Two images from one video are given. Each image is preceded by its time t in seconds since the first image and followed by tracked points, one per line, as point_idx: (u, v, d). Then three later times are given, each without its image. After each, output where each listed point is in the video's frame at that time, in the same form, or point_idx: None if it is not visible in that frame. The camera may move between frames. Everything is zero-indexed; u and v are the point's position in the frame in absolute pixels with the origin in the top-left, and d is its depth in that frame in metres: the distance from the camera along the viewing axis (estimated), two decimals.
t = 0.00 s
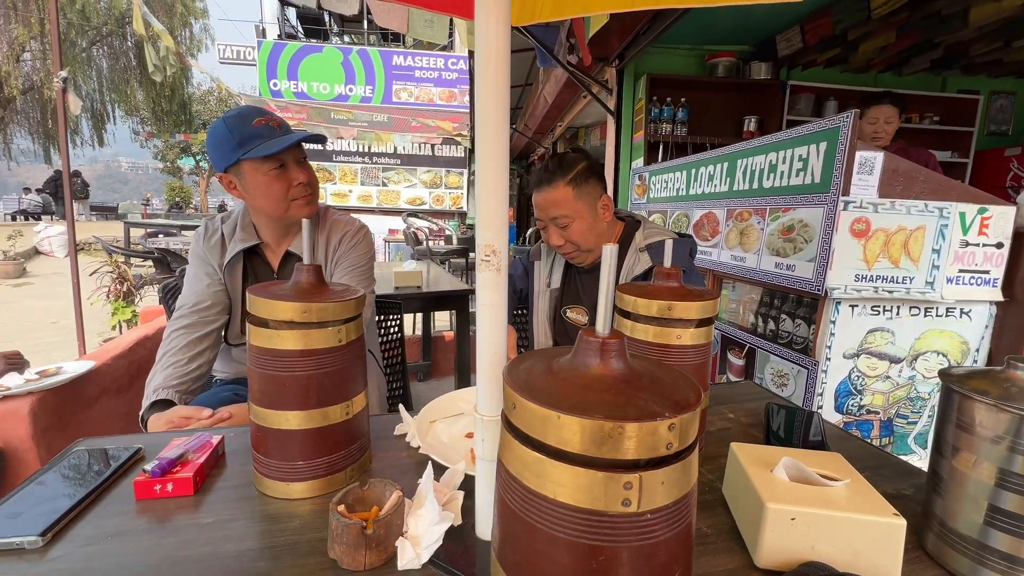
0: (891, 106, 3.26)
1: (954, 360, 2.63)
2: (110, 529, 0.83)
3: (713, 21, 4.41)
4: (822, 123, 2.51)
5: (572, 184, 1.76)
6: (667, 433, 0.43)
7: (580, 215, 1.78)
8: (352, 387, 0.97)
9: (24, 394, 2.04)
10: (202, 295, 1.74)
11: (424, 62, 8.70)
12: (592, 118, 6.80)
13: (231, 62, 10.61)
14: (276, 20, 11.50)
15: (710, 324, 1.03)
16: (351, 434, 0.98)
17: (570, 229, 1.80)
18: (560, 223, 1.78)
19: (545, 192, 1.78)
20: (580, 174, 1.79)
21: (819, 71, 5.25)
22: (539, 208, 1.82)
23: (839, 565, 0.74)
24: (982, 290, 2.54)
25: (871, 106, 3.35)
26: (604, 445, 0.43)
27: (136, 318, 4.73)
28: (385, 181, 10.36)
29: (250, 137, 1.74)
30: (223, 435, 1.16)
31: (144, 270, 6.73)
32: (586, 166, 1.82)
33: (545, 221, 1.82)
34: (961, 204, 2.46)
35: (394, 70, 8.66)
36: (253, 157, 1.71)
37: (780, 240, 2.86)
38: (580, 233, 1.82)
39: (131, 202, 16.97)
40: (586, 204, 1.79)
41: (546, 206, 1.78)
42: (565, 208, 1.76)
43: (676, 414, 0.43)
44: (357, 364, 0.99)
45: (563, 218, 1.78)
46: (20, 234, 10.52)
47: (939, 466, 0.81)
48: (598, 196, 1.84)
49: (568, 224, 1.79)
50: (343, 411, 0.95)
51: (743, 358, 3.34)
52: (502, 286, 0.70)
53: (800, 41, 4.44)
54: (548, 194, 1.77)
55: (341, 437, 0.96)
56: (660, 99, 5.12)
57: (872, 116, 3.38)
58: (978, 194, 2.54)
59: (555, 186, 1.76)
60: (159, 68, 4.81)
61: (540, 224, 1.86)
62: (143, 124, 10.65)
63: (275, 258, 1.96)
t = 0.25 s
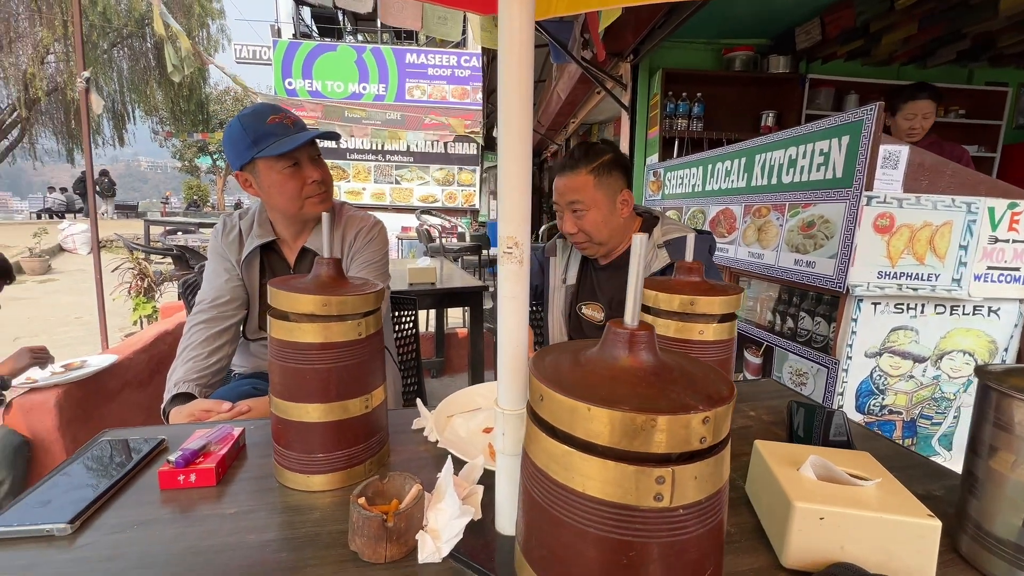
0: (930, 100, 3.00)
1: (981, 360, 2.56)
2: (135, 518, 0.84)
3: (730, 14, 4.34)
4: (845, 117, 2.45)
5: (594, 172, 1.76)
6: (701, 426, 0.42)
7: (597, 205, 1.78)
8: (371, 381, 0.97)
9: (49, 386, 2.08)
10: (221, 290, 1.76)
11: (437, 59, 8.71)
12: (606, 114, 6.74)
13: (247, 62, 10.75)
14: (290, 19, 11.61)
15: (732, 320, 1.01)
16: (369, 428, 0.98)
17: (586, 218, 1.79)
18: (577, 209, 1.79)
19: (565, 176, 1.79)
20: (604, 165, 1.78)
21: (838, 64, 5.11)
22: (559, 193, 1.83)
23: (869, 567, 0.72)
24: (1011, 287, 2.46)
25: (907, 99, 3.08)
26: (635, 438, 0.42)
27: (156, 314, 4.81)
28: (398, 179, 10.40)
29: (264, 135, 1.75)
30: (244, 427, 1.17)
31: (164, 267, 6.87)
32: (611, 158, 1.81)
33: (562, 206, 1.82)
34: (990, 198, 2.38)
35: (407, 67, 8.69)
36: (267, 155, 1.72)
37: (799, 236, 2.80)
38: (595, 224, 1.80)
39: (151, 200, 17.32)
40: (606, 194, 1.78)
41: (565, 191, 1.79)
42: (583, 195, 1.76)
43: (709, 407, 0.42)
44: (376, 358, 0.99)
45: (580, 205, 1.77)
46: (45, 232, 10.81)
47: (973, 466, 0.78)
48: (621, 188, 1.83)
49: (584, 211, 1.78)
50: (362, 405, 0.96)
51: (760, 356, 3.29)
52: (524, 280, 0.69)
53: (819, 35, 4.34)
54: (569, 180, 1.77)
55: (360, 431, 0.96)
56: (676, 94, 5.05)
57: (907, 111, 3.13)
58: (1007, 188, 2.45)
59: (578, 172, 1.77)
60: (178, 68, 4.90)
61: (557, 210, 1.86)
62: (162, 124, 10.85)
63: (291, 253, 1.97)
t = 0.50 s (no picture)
0: (968, 91, 2.75)
1: (1007, 359, 2.48)
2: (159, 506, 0.86)
3: (747, 7, 4.26)
4: (867, 109, 2.39)
5: (616, 162, 1.76)
6: (732, 416, 0.41)
7: (615, 195, 1.77)
8: (389, 373, 0.98)
9: (74, 378, 2.13)
10: (240, 284, 1.78)
11: (449, 56, 8.71)
12: (619, 110, 6.68)
13: (262, 61, 10.87)
14: (304, 18, 11.70)
15: (753, 314, 0.99)
16: (387, 420, 0.98)
17: (603, 208, 1.78)
18: (595, 197, 1.78)
19: (586, 164, 1.79)
20: (627, 156, 1.78)
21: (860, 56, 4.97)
22: (578, 181, 1.82)
23: (897, 566, 0.70)
24: None
25: (941, 90, 2.83)
26: (663, 428, 0.41)
27: (175, 309, 4.90)
28: (410, 176, 10.43)
29: (275, 134, 1.75)
30: (263, 419, 1.18)
31: (182, 264, 7.00)
32: (635, 150, 1.80)
33: (580, 193, 1.82)
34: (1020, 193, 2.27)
35: (419, 65, 8.70)
36: (276, 155, 1.73)
37: (818, 232, 2.74)
38: (611, 215, 1.78)
39: (169, 199, 17.63)
40: (625, 185, 1.77)
41: (584, 178, 1.79)
42: (603, 183, 1.76)
43: (740, 399, 0.41)
44: (393, 350, 0.99)
45: (598, 193, 1.77)
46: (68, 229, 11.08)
47: (1007, 464, 0.76)
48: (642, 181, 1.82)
49: (601, 201, 1.77)
50: (380, 397, 0.96)
51: (777, 354, 3.24)
52: (544, 272, 0.69)
53: (839, 26, 4.24)
54: (590, 167, 1.77)
55: (378, 423, 0.96)
56: (691, 89, 4.98)
57: (941, 103, 2.88)
58: None
59: (600, 161, 1.77)
60: (196, 67, 4.97)
61: (575, 198, 1.86)
62: (179, 123, 11.04)
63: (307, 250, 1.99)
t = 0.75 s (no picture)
0: (1006, 83, 2.64)
1: None
2: (179, 495, 0.88)
3: None
4: (887, 102, 2.33)
5: (637, 151, 1.77)
6: (755, 409, 0.41)
7: (634, 184, 1.77)
8: (404, 366, 0.98)
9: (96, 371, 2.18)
10: (256, 279, 1.81)
11: (460, 53, 8.71)
12: (632, 105, 6.62)
13: (276, 59, 10.97)
14: (317, 16, 11.77)
15: (771, 310, 0.98)
16: (402, 413, 0.99)
17: (620, 195, 1.77)
18: (614, 184, 1.78)
19: (605, 152, 1.80)
20: (648, 147, 1.78)
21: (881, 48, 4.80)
22: (597, 168, 1.82)
23: (919, 565, 0.69)
24: None
25: (977, 82, 2.72)
26: (683, 420, 0.41)
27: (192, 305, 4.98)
28: (421, 173, 10.45)
29: (278, 130, 1.75)
30: (281, 411, 1.20)
31: (199, 260, 7.12)
32: (655, 142, 1.81)
33: (598, 180, 1.82)
34: None
35: (431, 62, 8.71)
36: (276, 153, 1.75)
37: (836, 228, 2.69)
38: (628, 203, 1.77)
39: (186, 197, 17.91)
40: (645, 175, 1.77)
41: (604, 165, 1.79)
42: (622, 171, 1.76)
43: (763, 391, 0.41)
44: (408, 344, 1.00)
45: (617, 180, 1.77)
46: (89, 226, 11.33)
47: None
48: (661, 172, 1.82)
49: (620, 188, 1.77)
50: (395, 390, 0.97)
51: (792, 352, 3.19)
52: (561, 265, 0.69)
53: (859, 18, 4.15)
54: (610, 154, 1.78)
55: (393, 416, 0.97)
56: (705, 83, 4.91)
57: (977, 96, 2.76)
58: None
59: (620, 149, 1.78)
60: (211, 66, 5.04)
61: (592, 186, 1.86)
62: (195, 121, 11.21)
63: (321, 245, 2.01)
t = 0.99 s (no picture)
0: None
1: None
2: (205, 481, 0.90)
3: None
4: (906, 95, 2.29)
5: (658, 141, 1.78)
6: (774, 395, 0.41)
7: (655, 173, 1.77)
8: (420, 359, 1.00)
9: (119, 363, 2.24)
10: (273, 274, 1.84)
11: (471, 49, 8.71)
12: (643, 101, 6.57)
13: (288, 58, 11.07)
14: (328, 14, 11.84)
15: (786, 304, 0.98)
16: (419, 404, 1.01)
17: (639, 183, 1.77)
18: (634, 171, 1.77)
19: (626, 140, 1.80)
20: (669, 139, 1.79)
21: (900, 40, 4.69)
22: (616, 156, 1.82)
23: (936, 558, 0.69)
24: None
25: (1007, 72, 2.65)
26: (702, 406, 0.42)
27: (208, 300, 5.06)
28: (432, 170, 10.46)
29: (289, 125, 1.77)
30: (300, 402, 1.23)
31: (214, 256, 7.23)
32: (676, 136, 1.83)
33: (617, 167, 1.81)
34: None
35: (441, 59, 8.72)
36: (285, 147, 1.79)
37: (852, 223, 2.66)
38: (646, 191, 1.77)
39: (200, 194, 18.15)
40: (665, 166, 1.78)
41: (625, 152, 1.79)
42: (644, 159, 1.76)
43: (781, 377, 0.41)
44: (424, 337, 1.01)
45: (638, 168, 1.77)
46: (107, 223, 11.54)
47: None
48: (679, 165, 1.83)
49: (640, 175, 1.77)
50: (412, 381, 0.99)
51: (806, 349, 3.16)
52: (577, 257, 0.70)
53: (876, 10, 4.07)
54: (632, 142, 1.78)
55: (410, 407, 0.99)
56: (719, 77, 4.85)
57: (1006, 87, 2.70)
58: None
59: (642, 139, 1.78)
60: (225, 65, 5.10)
61: (611, 173, 1.85)
62: (210, 120, 11.37)
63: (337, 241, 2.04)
